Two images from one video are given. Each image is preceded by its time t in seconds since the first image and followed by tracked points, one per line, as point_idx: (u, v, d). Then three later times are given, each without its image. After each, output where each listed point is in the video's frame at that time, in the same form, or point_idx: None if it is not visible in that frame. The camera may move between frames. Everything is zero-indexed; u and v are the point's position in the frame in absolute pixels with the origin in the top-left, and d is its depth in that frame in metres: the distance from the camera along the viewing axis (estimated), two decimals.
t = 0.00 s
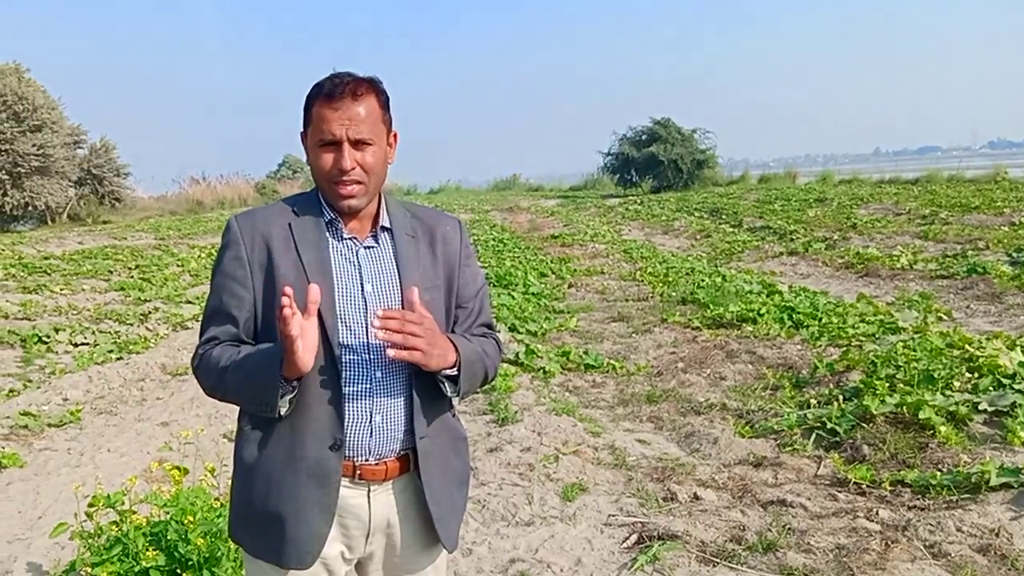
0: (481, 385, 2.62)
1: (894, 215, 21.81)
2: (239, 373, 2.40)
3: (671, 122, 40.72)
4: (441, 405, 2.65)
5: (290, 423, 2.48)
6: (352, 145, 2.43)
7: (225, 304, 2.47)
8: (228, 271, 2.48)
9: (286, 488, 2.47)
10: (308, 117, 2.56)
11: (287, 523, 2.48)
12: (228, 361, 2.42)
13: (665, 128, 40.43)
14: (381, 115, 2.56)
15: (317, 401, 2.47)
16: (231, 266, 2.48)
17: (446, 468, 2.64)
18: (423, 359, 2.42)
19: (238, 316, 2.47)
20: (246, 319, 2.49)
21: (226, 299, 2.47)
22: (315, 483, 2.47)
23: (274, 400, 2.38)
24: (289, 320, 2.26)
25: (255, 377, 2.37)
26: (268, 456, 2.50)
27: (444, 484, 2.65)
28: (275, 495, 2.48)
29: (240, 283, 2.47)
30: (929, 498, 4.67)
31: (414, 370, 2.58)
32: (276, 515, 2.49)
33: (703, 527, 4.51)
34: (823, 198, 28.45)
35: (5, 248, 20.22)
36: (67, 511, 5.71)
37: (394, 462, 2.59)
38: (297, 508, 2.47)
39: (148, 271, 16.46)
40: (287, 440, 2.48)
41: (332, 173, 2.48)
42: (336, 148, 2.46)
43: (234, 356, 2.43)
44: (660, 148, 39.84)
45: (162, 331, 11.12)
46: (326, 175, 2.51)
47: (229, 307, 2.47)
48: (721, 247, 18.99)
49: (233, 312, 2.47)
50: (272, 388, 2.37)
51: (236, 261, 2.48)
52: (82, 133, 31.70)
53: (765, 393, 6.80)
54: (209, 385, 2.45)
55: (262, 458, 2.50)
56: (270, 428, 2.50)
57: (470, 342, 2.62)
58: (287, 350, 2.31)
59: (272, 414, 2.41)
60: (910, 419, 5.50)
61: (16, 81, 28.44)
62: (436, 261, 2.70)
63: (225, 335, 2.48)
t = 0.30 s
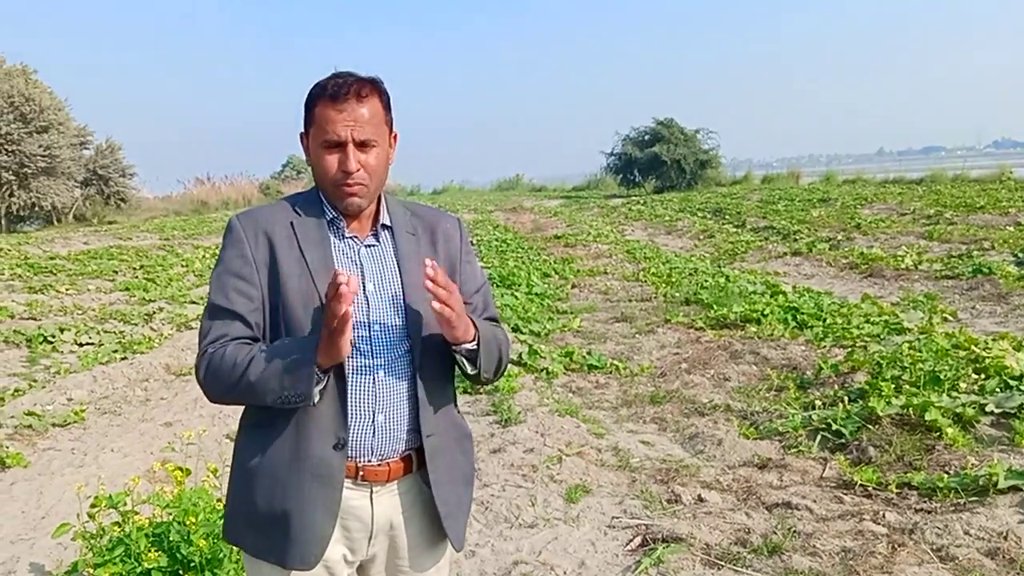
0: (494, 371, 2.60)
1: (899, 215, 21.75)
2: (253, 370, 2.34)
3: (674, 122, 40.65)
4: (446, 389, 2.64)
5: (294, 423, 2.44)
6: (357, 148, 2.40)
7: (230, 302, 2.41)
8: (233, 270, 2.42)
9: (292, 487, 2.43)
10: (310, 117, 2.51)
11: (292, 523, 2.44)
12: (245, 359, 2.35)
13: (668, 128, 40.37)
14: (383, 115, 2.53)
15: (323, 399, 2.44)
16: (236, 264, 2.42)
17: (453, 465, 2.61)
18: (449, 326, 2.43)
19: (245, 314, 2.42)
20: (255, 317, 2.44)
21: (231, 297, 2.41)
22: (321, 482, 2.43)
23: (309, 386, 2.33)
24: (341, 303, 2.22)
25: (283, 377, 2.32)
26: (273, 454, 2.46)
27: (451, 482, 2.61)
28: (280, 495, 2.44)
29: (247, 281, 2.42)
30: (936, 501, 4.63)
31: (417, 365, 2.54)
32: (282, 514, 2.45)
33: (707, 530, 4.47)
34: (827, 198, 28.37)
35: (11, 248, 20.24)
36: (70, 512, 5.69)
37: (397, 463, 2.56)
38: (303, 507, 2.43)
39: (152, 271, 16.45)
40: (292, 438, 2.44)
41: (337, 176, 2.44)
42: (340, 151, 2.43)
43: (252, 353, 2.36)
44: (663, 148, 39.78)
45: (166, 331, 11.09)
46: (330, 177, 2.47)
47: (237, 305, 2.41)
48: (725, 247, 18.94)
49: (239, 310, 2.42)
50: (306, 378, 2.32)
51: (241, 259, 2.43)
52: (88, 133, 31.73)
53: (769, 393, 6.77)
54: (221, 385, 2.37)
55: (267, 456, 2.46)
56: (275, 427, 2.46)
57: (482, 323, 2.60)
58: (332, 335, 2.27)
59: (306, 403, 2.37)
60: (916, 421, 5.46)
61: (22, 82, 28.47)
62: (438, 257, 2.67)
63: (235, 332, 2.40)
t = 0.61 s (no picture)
0: (499, 334, 2.64)
1: (904, 214, 21.69)
2: (284, 349, 2.27)
3: (679, 121, 40.59)
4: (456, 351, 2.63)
5: (312, 411, 2.38)
6: (365, 146, 2.38)
7: (247, 291, 2.35)
8: (248, 260, 2.38)
9: (311, 477, 2.37)
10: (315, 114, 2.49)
11: (311, 512, 2.37)
12: (274, 338, 2.28)
13: (673, 126, 40.32)
14: (389, 113, 2.52)
15: (338, 387, 2.40)
16: (251, 254, 2.38)
17: (467, 455, 2.59)
18: (459, 270, 2.46)
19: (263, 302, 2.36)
20: (276, 306, 2.39)
21: (248, 286, 2.36)
22: (341, 471, 2.38)
23: (346, 338, 2.29)
24: (365, 224, 2.24)
25: (318, 335, 2.27)
26: (291, 445, 2.39)
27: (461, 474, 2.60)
28: (299, 485, 2.37)
29: (263, 271, 2.38)
30: (943, 500, 4.61)
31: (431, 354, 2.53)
32: (300, 507, 2.37)
33: (713, 528, 4.45)
34: (832, 196, 28.29)
35: (17, 247, 20.29)
36: (74, 509, 5.68)
37: (403, 459, 2.54)
38: (323, 497, 2.37)
39: (157, 270, 16.46)
40: (310, 427, 2.38)
41: (343, 173, 2.42)
42: (348, 148, 2.40)
43: (280, 332, 2.30)
44: (668, 147, 39.72)
45: (171, 329, 11.10)
46: (336, 173, 2.45)
47: (256, 293, 2.35)
48: (730, 246, 18.90)
49: (257, 298, 2.36)
50: (343, 327, 2.29)
51: (255, 249, 2.39)
52: (94, 133, 31.79)
53: (774, 392, 6.74)
54: (248, 373, 2.29)
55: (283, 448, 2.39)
56: (291, 418, 2.40)
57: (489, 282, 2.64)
58: (364, 274, 2.27)
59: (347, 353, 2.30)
60: (922, 420, 5.43)
61: (28, 82, 28.54)
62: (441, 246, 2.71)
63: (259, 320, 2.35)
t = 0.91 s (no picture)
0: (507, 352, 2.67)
1: (908, 213, 21.65)
2: (296, 355, 2.26)
3: (683, 120, 40.57)
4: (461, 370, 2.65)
5: (322, 410, 2.37)
6: (364, 141, 2.38)
7: (256, 294, 2.34)
8: (256, 262, 2.37)
9: (322, 478, 2.36)
10: (315, 112, 2.50)
11: (324, 513, 2.37)
12: (289, 348, 2.28)
13: (676, 126, 40.30)
14: (390, 111, 2.52)
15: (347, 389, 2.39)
16: (259, 257, 2.37)
17: (473, 454, 2.62)
18: (475, 297, 2.50)
19: (272, 305, 2.36)
20: (285, 309, 2.39)
21: (257, 289, 2.35)
22: (352, 471, 2.37)
23: (361, 362, 2.29)
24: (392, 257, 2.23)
25: (334, 355, 2.28)
26: (300, 446, 2.38)
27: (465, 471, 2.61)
28: (310, 486, 2.37)
29: (272, 273, 2.37)
30: (947, 500, 4.60)
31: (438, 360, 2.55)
32: (311, 508, 2.37)
33: (715, 528, 4.44)
34: (837, 195, 28.24)
35: (22, 247, 20.36)
36: (78, 508, 5.69)
37: (409, 458, 2.55)
38: (334, 497, 2.37)
39: (162, 270, 16.49)
40: (320, 428, 2.37)
41: (342, 169, 2.42)
42: (347, 144, 2.41)
43: (295, 341, 2.29)
44: (671, 147, 39.70)
45: (175, 329, 11.11)
46: (336, 169, 2.45)
47: (265, 297, 2.35)
48: (733, 246, 18.88)
49: (266, 301, 2.35)
50: (359, 350, 2.29)
51: (264, 252, 2.38)
52: (99, 133, 31.85)
53: (778, 392, 6.73)
54: (260, 380, 2.28)
55: (293, 449, 2.38)
56: (300, 418, 2.39)
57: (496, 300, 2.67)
58: (385, 299, 2.28)
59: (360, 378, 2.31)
60: (926, 420, 5.42)
61: (34, 83, 28.63)
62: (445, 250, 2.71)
63: (270, 324, 2.34)
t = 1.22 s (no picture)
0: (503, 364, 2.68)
1: (911, 214, 21.63)
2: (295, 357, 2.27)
3: (685, 121, 40.56)
4: (455, 382, 2.66)
5: (322, 411, 2.38)
6: (363, 143, 2.39)
7: (256, 297, 2.35)
8: (256, 265, 2.38)
9: (323, 479, 2.37)
10: (313, 115, 2.51)
11: (324, 513, 2.38)
12: (289, 355, 2.28)
13: (679, 127, 40.30)
14: (387, 114, 2.53)
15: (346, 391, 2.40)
16: (258, 259, 2.38)
17: (466, 457, 2.64)
18: (473, 315, 2.51)
19: (272, 308, 2.37)
20: (284, 312, 2.40)
21: (257, 291, 2.36)
22: (352, 472, 2.38)
23: (360, 375, 2.31)
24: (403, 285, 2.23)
25: (332, 368, 2.29)
26: (301, 447, 2.39)
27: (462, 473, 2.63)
28: (310, 487, 2.37)
29: (271, 276, 2.38)
30: (948, 500, 4.60)
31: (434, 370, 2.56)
32: (312, 508, 2.38)
33: (716, 528, 4.45)
34: (839, 196, 28.23)
35: (26, 248, 20.41)
36: (81, 508, 5.70)
37: (409, 457, 2.56)
38: (335, 498, 2.37)
39: (165, 271, 16.52)
40: (320, 429, 2.38)
41: (341, 171, 2.43)
42: (345, 147, 2.41)
43: (296, 349, 2.30)
44: (674, 147, 39.69)
45: (178, 330, 11.13)
46: (335, 172, 2.46)
47: (264, 299, 2.35)
48: (736, 246, 18.88)
49: (265, 304, 2.36)
50: (358, 365, 2.30)
51: (263, 254, 2.39)
52: (102, 134, 31.90)
53: (779, 393, 6.73)
54: (259, 383, 2.29)
55: (293, 451, 2.39)
56: (301, 419, 2.40)
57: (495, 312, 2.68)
58: (387, 319, 2.28)
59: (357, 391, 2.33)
60: (928, 420, 5.42)
61: (37, 84, 28.71)
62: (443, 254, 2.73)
63: (269, 326, 2.35)
